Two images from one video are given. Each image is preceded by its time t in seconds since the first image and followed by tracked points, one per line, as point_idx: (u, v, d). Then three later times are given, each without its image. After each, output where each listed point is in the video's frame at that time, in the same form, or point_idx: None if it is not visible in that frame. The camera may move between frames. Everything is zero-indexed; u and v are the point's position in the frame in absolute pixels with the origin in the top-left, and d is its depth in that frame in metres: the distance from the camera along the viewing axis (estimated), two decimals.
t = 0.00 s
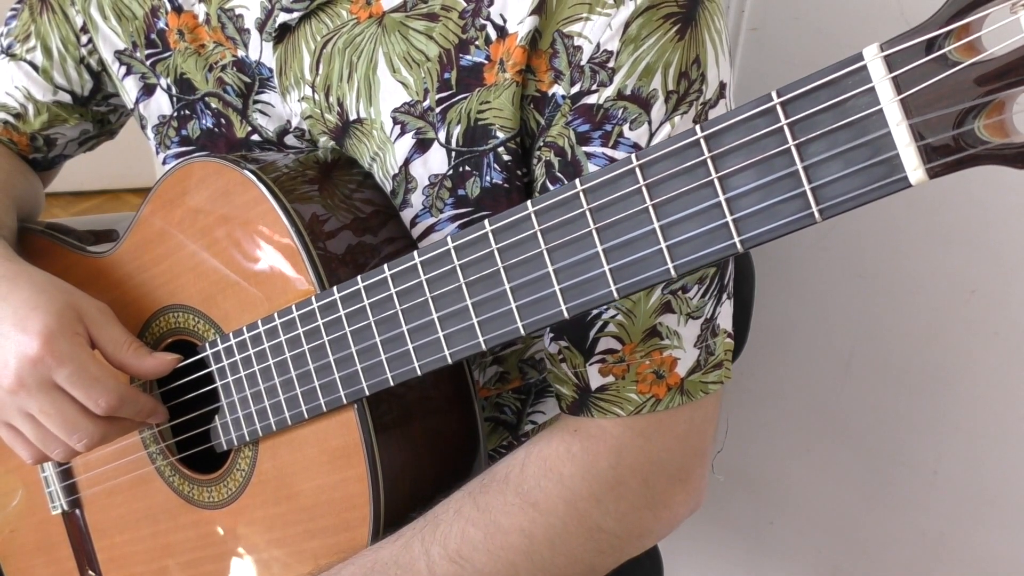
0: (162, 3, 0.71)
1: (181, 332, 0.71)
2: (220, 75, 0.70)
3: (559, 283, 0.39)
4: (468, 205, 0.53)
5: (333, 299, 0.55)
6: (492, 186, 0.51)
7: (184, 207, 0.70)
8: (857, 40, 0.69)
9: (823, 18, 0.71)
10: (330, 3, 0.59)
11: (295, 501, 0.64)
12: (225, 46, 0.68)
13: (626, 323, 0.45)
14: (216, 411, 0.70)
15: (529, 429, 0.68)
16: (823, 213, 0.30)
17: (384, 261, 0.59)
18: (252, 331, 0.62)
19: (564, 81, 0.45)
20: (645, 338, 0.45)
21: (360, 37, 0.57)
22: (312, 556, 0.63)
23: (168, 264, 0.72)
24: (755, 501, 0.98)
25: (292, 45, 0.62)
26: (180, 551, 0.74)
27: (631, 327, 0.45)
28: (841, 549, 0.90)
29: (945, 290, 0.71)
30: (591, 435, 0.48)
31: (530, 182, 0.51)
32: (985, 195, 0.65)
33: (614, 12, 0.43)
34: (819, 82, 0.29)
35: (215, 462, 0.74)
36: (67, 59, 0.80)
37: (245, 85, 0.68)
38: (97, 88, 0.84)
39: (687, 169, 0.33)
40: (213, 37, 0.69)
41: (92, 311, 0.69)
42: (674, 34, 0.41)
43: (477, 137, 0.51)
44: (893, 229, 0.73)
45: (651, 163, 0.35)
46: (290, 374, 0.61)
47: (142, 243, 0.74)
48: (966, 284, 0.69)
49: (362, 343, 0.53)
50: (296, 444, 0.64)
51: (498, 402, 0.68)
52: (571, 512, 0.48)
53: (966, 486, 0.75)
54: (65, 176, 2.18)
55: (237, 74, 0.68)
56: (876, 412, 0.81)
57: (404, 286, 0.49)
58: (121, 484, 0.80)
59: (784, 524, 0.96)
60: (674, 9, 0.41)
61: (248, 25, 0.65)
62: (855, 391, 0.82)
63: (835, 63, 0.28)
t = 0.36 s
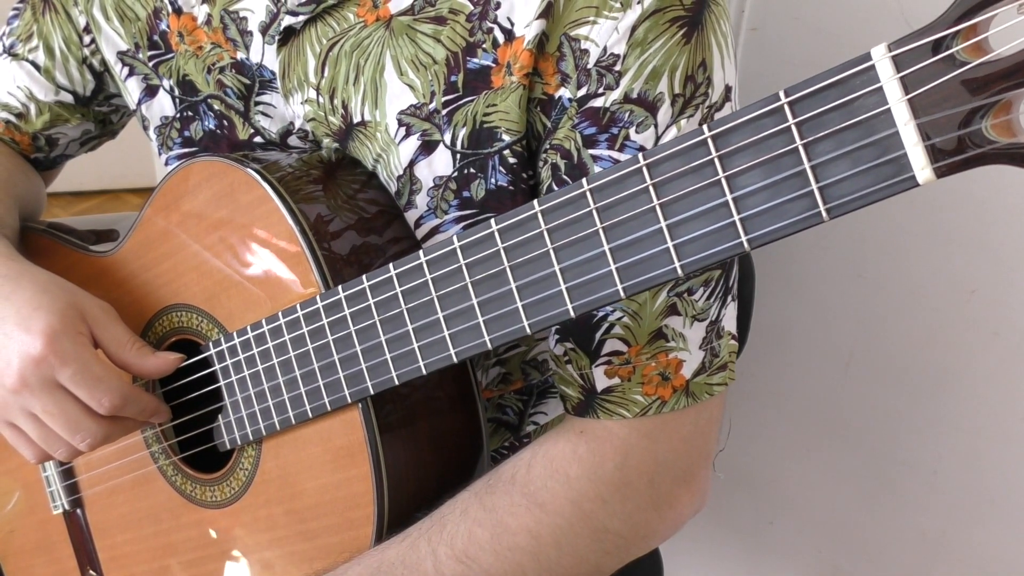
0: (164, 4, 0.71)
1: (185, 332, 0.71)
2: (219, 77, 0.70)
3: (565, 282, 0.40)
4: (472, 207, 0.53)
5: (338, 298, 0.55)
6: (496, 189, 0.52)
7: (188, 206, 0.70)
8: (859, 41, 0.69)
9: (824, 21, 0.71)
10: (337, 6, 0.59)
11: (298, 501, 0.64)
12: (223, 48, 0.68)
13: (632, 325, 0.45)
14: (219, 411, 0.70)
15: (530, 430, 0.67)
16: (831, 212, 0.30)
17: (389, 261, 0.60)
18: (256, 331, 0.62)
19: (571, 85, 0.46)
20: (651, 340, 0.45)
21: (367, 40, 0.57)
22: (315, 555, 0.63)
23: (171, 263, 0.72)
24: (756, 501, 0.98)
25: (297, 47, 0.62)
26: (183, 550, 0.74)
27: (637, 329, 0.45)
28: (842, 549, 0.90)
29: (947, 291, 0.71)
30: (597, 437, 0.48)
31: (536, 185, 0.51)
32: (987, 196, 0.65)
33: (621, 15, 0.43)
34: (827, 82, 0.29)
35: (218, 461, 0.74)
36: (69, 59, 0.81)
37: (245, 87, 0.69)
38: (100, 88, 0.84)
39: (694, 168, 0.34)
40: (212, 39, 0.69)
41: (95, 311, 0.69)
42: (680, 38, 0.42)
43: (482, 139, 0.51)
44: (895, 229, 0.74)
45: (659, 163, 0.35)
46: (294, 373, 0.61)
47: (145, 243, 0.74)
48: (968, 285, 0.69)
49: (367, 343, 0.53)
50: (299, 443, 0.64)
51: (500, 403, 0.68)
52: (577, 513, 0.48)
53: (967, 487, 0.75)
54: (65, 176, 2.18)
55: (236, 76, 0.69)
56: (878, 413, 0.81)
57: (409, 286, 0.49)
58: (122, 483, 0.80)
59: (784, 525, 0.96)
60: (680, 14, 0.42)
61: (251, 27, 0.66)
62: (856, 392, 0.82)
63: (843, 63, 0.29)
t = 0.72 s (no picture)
0: (163, 4, 0.71)
1: (184, 331, 0.71)
2: (218, 77, 0.70)
3: (564, 279, 0.40)
4: (470, 207, 0.53)
5: (336, 297, 0.55)
6: (493, 188, 0.52)
7: (187, 205, 0.70)
8: (858, 40, 0.69)
9: (824, 20, 0.71)
10: (335, 7, 0.59)
11: (297, 499, 0.64)
12: (221, 48, 0.68)
13: (631, 324, 0.45)
14: (218, 409, 0.70)
15: (530, 429, 0.67)
16: (828, 209, 0.30)
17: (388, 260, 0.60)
18: (255, 329, 0.62)
19: (568, 84, 0.46)
20: (650, 339, 0.45)
21: (365, 41, 0.57)
22: (315, 553, 0.63)
23: (170, 261, 0.72)
24: (755, 501, 0.98)
25: (294, 48, 0.62)
26: (182, 549, 0.74)
27: (636, 328, 0.45)
28: (841, 548, 0.90)
29: (945, 289, 0.71)
30: (597, 435, 0.48)
31: (534, 184, 0.51)
32: (986, 195, 0.65)
33: (619, 15, 0.43)
34: (824, 78, 0.29)
35: (217, 460, 0.74)
36: (69, 58, 0.81)
37: (243, 87, 0.68)
38: (99, 88, 0.84)
39: (692, 165, 0.34)
40: (210, 39, 0.69)
41: (95, 309, 0.69)
42: (677, 37, 0.42)
43: (478, 139, 0.51)
44: (894, 228, 0.74)
45: (656, 160, 0.35)
46: (293, 372, 0.61)
47: (144, 242, 0.74)
48: (967, 283, 0.69)
49: (365, 340, 0.53)
50: (298, 442, 0.64)
51: (499, 403, 0.68)
52: (577, 511, 0.48)
53: (966, 485, 0.75)
54: (65, 176, 2.18)
55: (233, 76, 0.69)
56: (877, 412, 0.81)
57: (408, 284, 0.49)
58: (122, 482, 0.80)
59: (784, 524, 0.96)
60: (677, 13, 0.42)
61: (250, 28, 0.65)
62: (855, 391, 0.82)
63: (840, 59, 0.29)
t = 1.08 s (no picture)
0: (162, 4, 0.71)
1: (183, 330, 0.71)
2: (217, 76, 0.70)
3: (562, 279, 0.40)
4: (467, 207, 0.53)
5: (335, 296, 0.55)
6: (491, 188, 0.51)
7: (185, 205, 0.70)
8: (857, 39, 0.69)
9: (823, 18, 0.71)
10: (331, 7, 0.58)
11: (296, 499, 0.64)
12: (219, 47, 0.68)
13: (629, 323, 0.45)
14: (217, 409, 0.70)
15: (529, 429, 0.67)
16: (825, 207, 0.30)
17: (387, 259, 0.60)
18: (253, 329, 0.62)
19: (565, 84, 0.46)
20: (648, 338, 0.45)
21: (360, 41, 0.57)
22: (314, 553, 0.63)
23: (169, 261, 0.72)
24: (755, 500, 0.98)
25: (290, 47, 0.62)
26: (182, 549, 0.74)
27: (634, 327, 0.45)
28: (841, 547, 0.90)
29: (944, 288, 0.71)
30: (595, 434, 0.48)
31: (531, 184, 0.51)
32: (985, 194, 0.65)
33: (614, 14, 0.43)
34: (821, 76, 0.29)
35: (216, 460, 0.74)
36: (68, 58, 0.80)
37: (242, 86, 0.68)
38: (98, 87, 0.84)
39: (690, 163, 0.33)
40: (209, 38, 0.69)
41: (94, 309, 0.69)
42: (674, 36, 0.41)
43: (474, 139, 0.51)
44: (893, 227, 0.74)
45: (654, 159, 0.35)
46: (291, 371, 0.61)
47: (143, 242, 0.74)
48: (966, 282, 0.69)
49: (364, 340, 0.53)
50: (297, 441, 0.64)
51: (499, 403, 0.68)
52: (576, 510, 0.48)
53: (965, 484, 0.75)
54: (65, 176, 2.18)
55: (232, 75, 0.68)
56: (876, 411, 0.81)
57: (406, 283, 0.49)
58: (121, 482, 0.80)
59: (783, 523, 0.96)
60: (674, 12, 0.41)
61: (248, 28, 0.65)
62: (855, 390, 0.82)
63: (837, 57, 0.28)
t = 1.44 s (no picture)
0: (166, 2, 0.71)
1: (185, 328, 0.72)
2: (220, 74, 0.70)
3: (564, 276, 0.40)
4: (470, 205, 0.53)
5: (337, 293, 0.55)
6: (494, 187, 0.52)
7: (188, 203, 0.70)
8: (858, 39, 0.69)
9: (823, 19, 0.72)
10: (336, 5, 0.59)
11: (298, 497, 0.64)
12: (223, 45, 0.69)
13: (632, 322, 0.45)
14: (219, 406, 0.70)
15: (530, 428, 0.67)
16: (828, 204, 0.30)
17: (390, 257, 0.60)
18: (256, 327, 0.63)
19: (569, 83, 0.46)
20: (651, 337, 0.45)
21: (364, 40, 0.57)
22: (315, 551, 0.63)
23: (171, 260, 0.72)
24: (755, 501, 0.98)
25: (296, 46, 0.62)
26: (183, 547, 0.74)
27: (637, 326, 0.45)
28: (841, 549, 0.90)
29: (945, 288, 0.71)
30: (598, 433, 0.48)
31: (534, 184, 0.51)
32: (986, 194, 0.66)
33: (619, 15, 0.43)
34: (824, 73, 0.29)
35: (218, 458, 0.74)
36: (71, 56, 0.81)
37: (246, 85, 0.69)
38: (101, 85, 0.84)
39: (693, 161, 0.34)
40: (213, 36, 0.69)
41: (96, 307, 0.69)
42: (678, 37, 0.42)
43: (478, 138, 0.51)
44: (894, 227, 0.74)
45: (657, 156, 0.35)
46: (294, 369, 0.61)
47: (145, 241, 0.74)
48: (967, 283, 0.69)
49: (366, 337, 0.53)
50: (299, 439, 0.64)
51: (500, 402, 0.68)
52: (578, 508, 0.48)
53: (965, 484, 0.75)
54: (66, 176, 2.19)
55: (236, 73, 0.69)
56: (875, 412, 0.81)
57: (409, 281, 0.49)
58: (123, 480, 0.80)
59: (783, 524, 0.96)
60: (678, 13, 0.42)
61: (253, 25, 0.66)
62: (856, 391, 0.82)
63: (840, 54, 0.29)
